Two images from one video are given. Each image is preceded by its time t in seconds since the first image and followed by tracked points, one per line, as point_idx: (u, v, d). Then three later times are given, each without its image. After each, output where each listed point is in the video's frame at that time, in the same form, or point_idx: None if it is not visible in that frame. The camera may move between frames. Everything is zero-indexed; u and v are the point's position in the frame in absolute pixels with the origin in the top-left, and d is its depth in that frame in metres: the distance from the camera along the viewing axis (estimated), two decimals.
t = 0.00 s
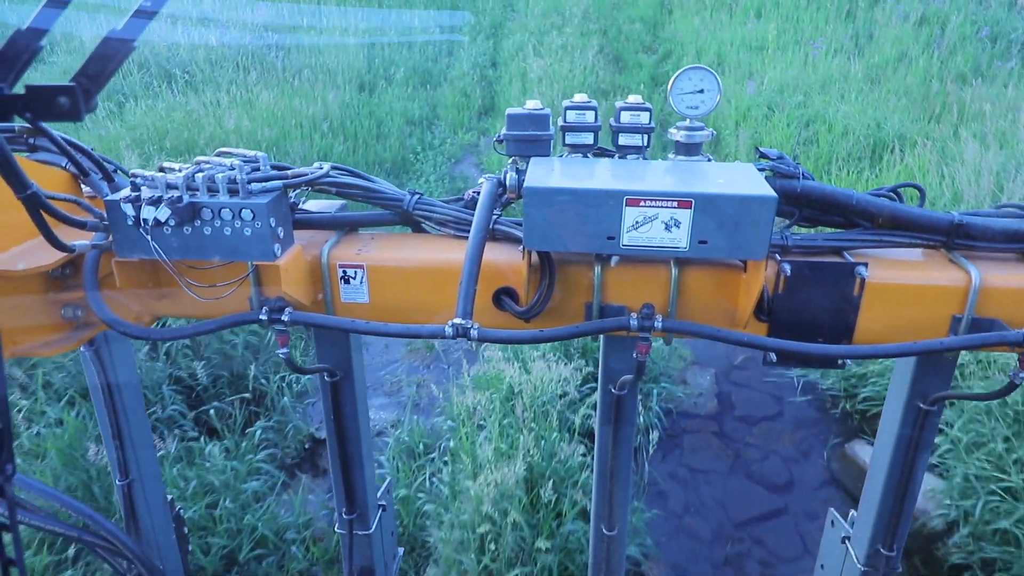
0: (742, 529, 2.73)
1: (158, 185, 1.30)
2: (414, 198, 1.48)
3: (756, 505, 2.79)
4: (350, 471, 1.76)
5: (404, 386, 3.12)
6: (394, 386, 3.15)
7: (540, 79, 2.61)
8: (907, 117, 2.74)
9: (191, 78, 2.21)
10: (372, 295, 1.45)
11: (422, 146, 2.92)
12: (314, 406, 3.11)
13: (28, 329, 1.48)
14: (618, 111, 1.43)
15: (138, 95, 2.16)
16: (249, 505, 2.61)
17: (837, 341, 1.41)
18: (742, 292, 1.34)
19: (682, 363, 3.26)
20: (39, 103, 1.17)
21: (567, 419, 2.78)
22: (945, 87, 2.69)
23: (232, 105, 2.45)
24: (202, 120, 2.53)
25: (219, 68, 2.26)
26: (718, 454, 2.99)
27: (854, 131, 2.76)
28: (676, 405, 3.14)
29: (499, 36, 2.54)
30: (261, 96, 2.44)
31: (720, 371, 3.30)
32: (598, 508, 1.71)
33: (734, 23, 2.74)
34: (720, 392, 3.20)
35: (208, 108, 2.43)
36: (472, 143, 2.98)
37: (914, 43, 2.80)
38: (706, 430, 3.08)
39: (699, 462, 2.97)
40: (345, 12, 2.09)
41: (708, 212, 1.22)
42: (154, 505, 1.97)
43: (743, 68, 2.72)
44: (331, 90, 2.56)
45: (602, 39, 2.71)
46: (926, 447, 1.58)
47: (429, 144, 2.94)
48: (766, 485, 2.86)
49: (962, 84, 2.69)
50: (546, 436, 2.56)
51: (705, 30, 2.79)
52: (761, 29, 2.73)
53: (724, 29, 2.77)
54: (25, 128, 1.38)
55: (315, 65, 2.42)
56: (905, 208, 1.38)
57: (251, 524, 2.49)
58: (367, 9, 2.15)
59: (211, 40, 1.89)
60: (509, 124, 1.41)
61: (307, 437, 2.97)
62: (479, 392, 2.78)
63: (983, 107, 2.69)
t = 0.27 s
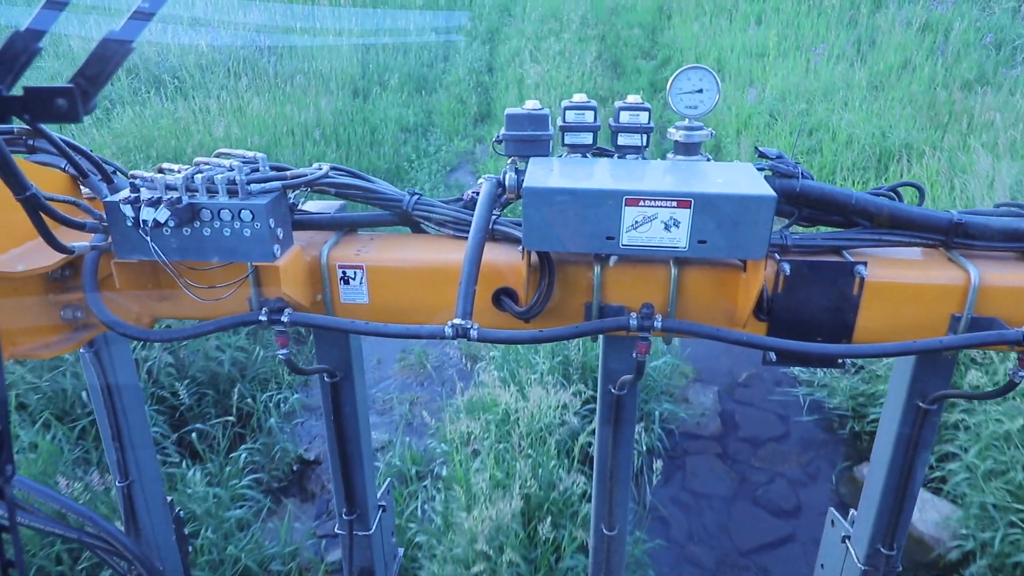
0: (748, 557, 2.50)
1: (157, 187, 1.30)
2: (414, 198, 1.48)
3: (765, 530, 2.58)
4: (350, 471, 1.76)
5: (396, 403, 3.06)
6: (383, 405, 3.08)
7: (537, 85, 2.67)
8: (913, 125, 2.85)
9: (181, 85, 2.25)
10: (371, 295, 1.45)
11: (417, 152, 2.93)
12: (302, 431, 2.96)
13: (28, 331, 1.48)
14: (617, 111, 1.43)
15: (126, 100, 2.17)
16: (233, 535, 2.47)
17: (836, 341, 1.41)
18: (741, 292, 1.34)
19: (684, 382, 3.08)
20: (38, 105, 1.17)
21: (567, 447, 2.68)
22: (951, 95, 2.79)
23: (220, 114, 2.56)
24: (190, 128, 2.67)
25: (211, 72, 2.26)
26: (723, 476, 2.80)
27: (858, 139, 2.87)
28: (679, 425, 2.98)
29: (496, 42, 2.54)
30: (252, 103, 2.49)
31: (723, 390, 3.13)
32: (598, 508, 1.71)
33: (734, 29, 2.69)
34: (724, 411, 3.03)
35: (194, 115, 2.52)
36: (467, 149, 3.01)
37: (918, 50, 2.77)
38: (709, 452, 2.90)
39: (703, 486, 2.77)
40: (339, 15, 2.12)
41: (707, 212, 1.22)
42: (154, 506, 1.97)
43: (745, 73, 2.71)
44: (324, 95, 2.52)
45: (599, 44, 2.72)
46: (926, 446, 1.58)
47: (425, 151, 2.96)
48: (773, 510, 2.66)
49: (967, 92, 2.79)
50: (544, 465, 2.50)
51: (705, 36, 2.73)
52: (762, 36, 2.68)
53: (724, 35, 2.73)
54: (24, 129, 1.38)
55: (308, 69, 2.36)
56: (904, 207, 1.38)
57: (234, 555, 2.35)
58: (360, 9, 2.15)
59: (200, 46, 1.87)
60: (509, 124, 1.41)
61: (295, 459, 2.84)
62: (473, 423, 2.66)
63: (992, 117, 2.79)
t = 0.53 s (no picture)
0: None
1: (155, 187, 1.30)
2: (412, 198, 1.48)
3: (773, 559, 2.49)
4: (347, 472, 1.76)
5: (391, 421, 3.04)
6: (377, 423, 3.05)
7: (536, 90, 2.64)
8: (923, 134, 2.68)
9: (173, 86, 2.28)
10: (369, 295, 1.45)
11: (415, 159, 2.85)
12: (291, 451, 2.98)
13: (25, 330, 1.47)
14: (616, 112, 1.43)
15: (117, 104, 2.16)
16: (218, 563, 2.43)
17: (834, 341, 1.41)
18: (739, 292, 1.34)
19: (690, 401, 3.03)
20: (35, 104, 1.16)
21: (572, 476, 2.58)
22: (956, 103, 2.66)
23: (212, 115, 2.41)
24: (182, 132, 2.52)
25: (202, 75, 2.28)
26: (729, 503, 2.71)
27: (868, 148, 2.65)
28: (683, 446, 2.93)
29: (495, 45, 2.59)
30: (245, 107, 2.39)
31: (730, 409, 3.07)
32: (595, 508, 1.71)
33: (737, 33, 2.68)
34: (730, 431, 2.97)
35: (187, 119, 2.43)
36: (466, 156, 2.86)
37: (926, 55, 2.68)
38: (716, 475, 2.83)
39: (710, 511, 2.70)
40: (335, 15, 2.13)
41: (705, 212, 1.22)
42: (150, 506, 1.97)
43: (749, 82, 2.72)
44: (320, 99, 2.52)
45: (600, 49, 2.69)
46: (924, 447, 1.58)
47: (420, 157, 2.86)
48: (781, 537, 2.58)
49: (979, 100, 2.68)
50: (544, 493, 2.39)
51: (707, 40, 2.68)
52: (768, 40, 2.67)
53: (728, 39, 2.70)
54: (22, 129, 1.37)
55: (304, 72, 2.41)
56: (902, 208, 1.38)
57: None
58: (358, 10, 2.14)
59: (197, 48, 2.01)
60: (507, 125, 1.41)
61: (284, 480, 2.86)
62: (471, 449, 2.58)
63: (1006, 126, 2.71)
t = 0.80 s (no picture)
0: None
1: (151, 188, 1.30)
2: (408, 199, 1.48)
3: None
4: (345, 472, 1.76)
5: (384, 441, 2.85)
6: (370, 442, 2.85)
7: (540, 95, 2.87)
8: (936, 145, 2.98)
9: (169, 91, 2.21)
10: (366, 296, 1.45)
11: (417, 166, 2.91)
12: (278, 475, 2.76)
13: (20, 332, 1.47)
14: (612, 112, 1.43)
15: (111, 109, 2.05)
16: None
17: (830, 342, 1.41)
18: (735, 292, 1.35)
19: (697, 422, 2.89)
20: (31, 105, 1.16)
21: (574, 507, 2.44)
22: (973, 114, 2.97)
23: (204, 125, 2.49)
24: (175, 139, 2.52)
25: (198, 80, 2.26)
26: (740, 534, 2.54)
27: (880, 159, 3.02)
28: (690, 469, 2.76)
29: (497, 50, 2.86)
30: (241, 112, 2.53)
31: (739, 431, 2.94)
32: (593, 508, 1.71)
33: (742, 38, 3.16)
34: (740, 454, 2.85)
35: (182, 128, 2.45)
36: (466, 163, 3.09)
37: (935, 64, 3.09)
38: (725, 502, 2.67)
39: (720, 540, 2.53)
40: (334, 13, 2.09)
41: (701, 212, 1.22)
42: (148, 507, 1.97)
43: (754, 91, 3.07)
44: (317, 105, 2.66)
45: (604, 53, 3.03)
46: (920, 447, 1.59)
47: (420, 165, 3.13)
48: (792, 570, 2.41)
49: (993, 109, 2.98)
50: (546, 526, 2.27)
51: (712, 46, 3.14)
52: (772, 46, 3.14)
53: (733, 46, 3.17)
54: (17, 129, 1.37)
55: (302, 79, 2.54)
56: (897, 208, 1.38)
57: None
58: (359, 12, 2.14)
59: (193, 50, 2.00)
60: (503, 125, 1.41)
61: (275, 504, 2.63)
62: (468, 480, 2.44)
63: None
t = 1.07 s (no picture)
0: None
1: (149, 190, 1.29)
2: (406, 201, 1.47)
3: None
4: (344, 473, 1.76)
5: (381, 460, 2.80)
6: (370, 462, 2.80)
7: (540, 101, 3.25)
8: (952, 154, 2.91)
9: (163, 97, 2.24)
10: (365, 297, 1.44)
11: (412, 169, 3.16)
12: (271, 498, 2.71)
13: (19, 334, 1.47)
14: (610, 114, 1.43)
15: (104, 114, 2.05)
16: None
17: (830, 344, 1.41)
18: (734, 294, 1.35)
19: (704, 441, 2.83)
20: (29, 107, 1.16)
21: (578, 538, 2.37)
22: (988, 121, 3.03)
23: (197, 129, 2.46)
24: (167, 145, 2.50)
25: (192, 83, 2.24)
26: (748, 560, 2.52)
27: (890, 166, 2.90)
28: (699, 494, 2.71)
29: (497, 52, 3.34)
30: (235, 117, 2.54)
31: (748, 451, 2.87)
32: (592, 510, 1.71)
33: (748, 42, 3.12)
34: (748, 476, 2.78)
35: (175, 133, 2.43)
36: (465, 167, 3.26)
37: (946, 69, 3.15)
38: (734, 528, 2.63)
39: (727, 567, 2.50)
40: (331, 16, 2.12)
41: (700, 214, 1.22)
42: (146, 509, 1.97)
43: (762, 97, 3.08)
44: (312, 110, 2.74)
45: (606, 56, 3.32)
46: (919, 449, 1.59)
47: (417, 170, 3.21)
48: None
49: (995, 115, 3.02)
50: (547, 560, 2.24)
51: (717, 49, 3.20)
52: (779, 50, 3.07)
53: (739, 49, 3.19)
54: (15, 131, 1.37)
55: (298, 82, 2.72)
56: (896, 210, 1.38)
57: None
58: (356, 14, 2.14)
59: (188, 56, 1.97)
60: (502, 127, 1.41)
61: (266, 527, 2.59)
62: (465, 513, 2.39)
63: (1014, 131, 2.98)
